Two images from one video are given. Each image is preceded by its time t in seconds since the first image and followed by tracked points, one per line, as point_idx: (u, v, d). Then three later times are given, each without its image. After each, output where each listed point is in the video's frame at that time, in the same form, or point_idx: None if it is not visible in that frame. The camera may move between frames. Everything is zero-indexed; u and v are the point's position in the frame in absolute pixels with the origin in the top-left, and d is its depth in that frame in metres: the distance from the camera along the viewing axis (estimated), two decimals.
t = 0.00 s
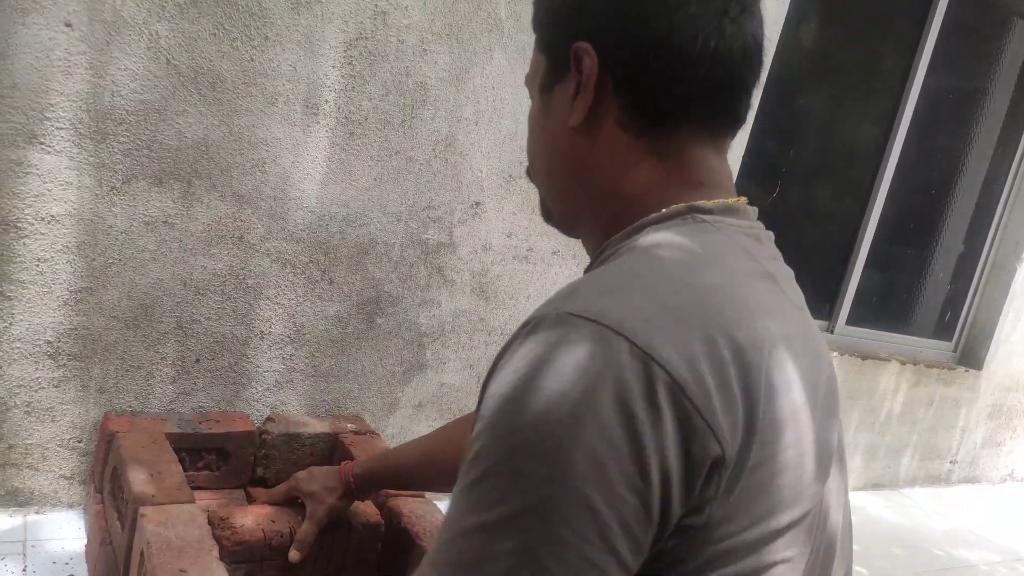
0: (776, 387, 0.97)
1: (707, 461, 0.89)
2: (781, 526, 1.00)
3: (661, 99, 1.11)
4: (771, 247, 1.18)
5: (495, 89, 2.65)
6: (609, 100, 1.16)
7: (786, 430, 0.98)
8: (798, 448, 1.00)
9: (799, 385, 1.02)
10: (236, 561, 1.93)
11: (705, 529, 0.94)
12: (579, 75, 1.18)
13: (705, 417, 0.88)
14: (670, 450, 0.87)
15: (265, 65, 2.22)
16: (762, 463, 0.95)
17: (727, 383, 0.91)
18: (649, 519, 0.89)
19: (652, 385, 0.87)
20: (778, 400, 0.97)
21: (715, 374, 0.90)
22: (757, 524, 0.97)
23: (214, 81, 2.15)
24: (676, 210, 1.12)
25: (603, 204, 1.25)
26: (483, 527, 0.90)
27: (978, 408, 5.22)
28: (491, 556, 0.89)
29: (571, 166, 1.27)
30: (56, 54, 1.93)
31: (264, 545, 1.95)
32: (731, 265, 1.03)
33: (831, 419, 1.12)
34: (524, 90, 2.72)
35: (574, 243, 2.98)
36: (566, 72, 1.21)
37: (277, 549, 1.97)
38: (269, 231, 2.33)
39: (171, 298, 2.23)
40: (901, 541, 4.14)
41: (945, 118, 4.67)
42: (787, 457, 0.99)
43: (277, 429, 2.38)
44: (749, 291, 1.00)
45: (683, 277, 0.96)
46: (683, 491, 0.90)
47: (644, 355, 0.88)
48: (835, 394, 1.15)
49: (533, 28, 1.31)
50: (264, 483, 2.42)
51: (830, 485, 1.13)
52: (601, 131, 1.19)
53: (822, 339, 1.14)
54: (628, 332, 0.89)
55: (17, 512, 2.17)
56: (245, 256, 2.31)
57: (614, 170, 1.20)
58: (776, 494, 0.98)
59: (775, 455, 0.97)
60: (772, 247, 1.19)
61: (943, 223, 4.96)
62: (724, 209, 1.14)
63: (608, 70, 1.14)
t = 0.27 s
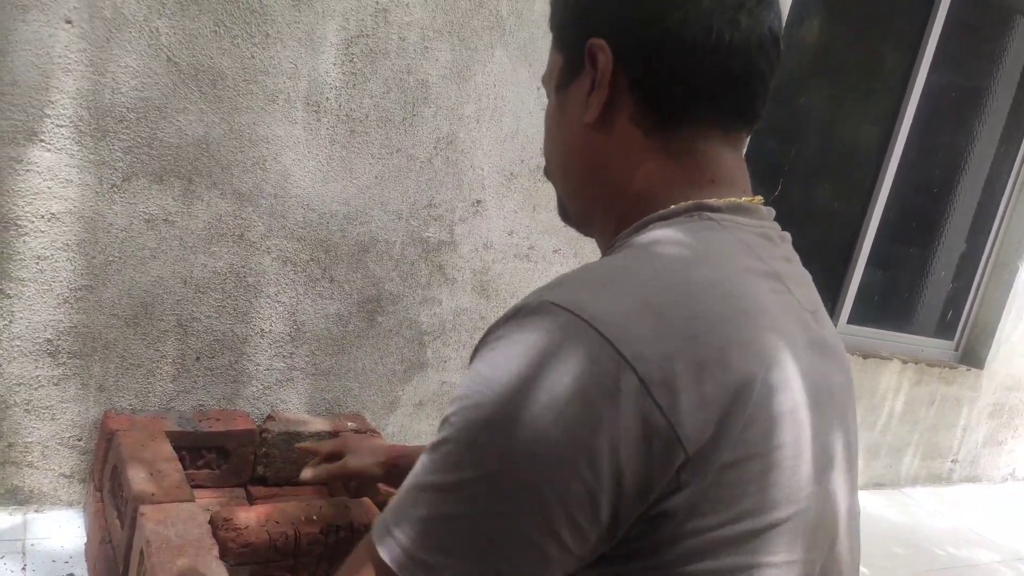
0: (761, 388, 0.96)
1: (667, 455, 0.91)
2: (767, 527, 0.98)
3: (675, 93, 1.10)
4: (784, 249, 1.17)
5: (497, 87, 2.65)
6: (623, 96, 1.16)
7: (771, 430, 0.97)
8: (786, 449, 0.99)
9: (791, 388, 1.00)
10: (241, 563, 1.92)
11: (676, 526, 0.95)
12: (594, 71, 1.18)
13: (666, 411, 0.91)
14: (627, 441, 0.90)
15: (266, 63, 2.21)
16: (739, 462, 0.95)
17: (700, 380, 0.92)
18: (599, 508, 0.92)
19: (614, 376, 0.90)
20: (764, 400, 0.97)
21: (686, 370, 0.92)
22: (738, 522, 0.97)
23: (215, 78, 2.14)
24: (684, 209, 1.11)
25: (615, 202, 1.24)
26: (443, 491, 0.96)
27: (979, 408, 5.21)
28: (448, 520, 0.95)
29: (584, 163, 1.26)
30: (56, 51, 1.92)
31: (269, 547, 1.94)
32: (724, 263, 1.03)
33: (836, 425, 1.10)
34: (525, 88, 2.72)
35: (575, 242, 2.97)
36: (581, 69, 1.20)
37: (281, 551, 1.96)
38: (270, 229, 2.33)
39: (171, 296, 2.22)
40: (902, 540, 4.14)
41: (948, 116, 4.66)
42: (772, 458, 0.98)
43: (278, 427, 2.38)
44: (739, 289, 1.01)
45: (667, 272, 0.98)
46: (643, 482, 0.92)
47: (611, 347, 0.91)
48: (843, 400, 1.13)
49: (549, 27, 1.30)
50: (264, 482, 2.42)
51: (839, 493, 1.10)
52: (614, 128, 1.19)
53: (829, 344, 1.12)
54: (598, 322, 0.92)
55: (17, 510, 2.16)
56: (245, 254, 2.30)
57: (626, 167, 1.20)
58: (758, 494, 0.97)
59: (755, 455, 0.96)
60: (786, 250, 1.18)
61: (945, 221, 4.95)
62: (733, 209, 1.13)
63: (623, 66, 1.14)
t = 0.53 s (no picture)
0: (729, 375, 0.94)
1: (616, 434, 0.91)
2: (740, 519, 0.93)
3: (670, 92, 1.10)
4: (784, 246, 1.16)
5: (499, 84, 2.65)
6: (618, 96, 1.16)
7: (740, 418, 0.94)
8: (761, 440, 0.95)
9: (766, 378, 0.97)
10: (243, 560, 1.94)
11: (625, 501, 0.94)
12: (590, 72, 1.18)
13: (618, 389, 0.90)
14: (578, 418, 0.89)
15: (268, 60, 2.21)
16: (702, 447, 0.93)
17: (658, 362, 0.91)
18: (545, 482, 0.90)
19: (569, 355, 0.89)
20: (737, 387, 0.94)
21: (642, 352, 0.91)
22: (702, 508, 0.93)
23: (217, 76, 2.14)
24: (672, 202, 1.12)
25: (611, 201, 1.24)
26: (401, 448, 0.93)
27: (984, 405, 5.20)
28: (400, 478, 0.91)
29: (582, 164, 1.25)
30: (58, 49, 1.92)
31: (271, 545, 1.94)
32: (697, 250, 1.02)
33: (824, 424, 1.05)
34: (528, 85, 2.71)
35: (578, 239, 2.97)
36: (579, 70, 1.21)
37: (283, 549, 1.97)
38: (272, 227, 2.32)
39: (174, 294, 2.22)
40: (907, 538, 4.13)
41: (952, 112, 4.64)
42: (743, 448, 0.94)
43: (281, 425, 2.39)
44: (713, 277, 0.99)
45: (637, 257, 0.97)
46: (593, 459, 0.91)
47: (570, 328, 0.90)
48: (836, 399, 1.08)
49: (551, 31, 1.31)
50: (266, 480, 2.43)
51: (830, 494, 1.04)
52: (610, 127, 1.18)
53: (820, 341, 1.08)
54: (558, 300, 0.91)
55: (21, 508, 2.16)
56: (248, 252, 2.30)
57: (622, 166, 1.19)
58: (727, 483, 0.93)
59: (722, 440, 0.93)
60: (787, 247, 1.17)
61: (949, 218, 4.93)
62: (722, 202, 1.13)
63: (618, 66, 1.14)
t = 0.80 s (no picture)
0: (687, 364, 0.93)
1: (573, 418, 0.92)
2: (704, 508, 0.93)
3: (656, 93, 1.10)
4: (774, 240, 1.14)
5: (500, 81, 2.64)
6: (608, 98, 1.16)
7: (703, 406, 0.93)
8: (727, 430, 0.94)
9: (733, 369, 0.95)
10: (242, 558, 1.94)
11: (584, 485, 0.95)
12: (581, 76, 1.19)
13: (576, 374, 0.91)
14: (536, 403, 0.90)
15: (268, 57, 2.19)
16: (663, 435, 0.93)
17: (616, 349, 0.92)
18: (507, 466, 0.90)
19: (529, 341, 0.90)
20: (702, 376, 0.94)
21: (600, 339, 0.91)
22: (665, 496, 0.93)
23: (216, 73, 2.13)
24: (653, 200, 1.12)
25: (603, 200, 1.24)
26: (375, 434, 0.93)
27: (985, 402, 5.19)
28: (373, 464, 0.91)
29: (576, 169, 1.26)
30: (56, 46, 1.91)
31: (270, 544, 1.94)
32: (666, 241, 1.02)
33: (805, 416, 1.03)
34: (529, 82, 2.71)
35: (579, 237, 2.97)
36: (572, 75, 1.22)
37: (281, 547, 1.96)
38: (271, 225, 2.31)
39: (173, 292, 2.21)
40: (908, 536, 4.13)
41: (954, 109, 4.62)
42: (708, 438, 0.93)
43: (281, 424, 2.38)
44: (681, 266, 0.99)
45: (605, 247, 0.98)
46: (551, 444, 0.92)
47: (531, 313, 0.91)
48: (821, 392, 1.06)
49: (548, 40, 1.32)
50: (266, 478, 2.41)
51: (810, 488, 1.02)
52: (602, 130, 1.19)
53: (805, 334, 1.05)
54: (521, 287, 0.92)
55: (20, 507, 2.15)
56: (247, 250, 2.29)
57: (614, 168, 1.19)
58: (690, 471, 0.93)
59: (682, 429, 0.93)
60: (778, 241, 1.15)
61: (950, 215, 4.92)
62: (705, 198, 1.11)
63: (606, 69, 1.15)
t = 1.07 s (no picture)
0: (672, 358, 0.93)
1: (560, 408, 0.91)
2: (688, 502, 0.92)
3: (646, 101, 1.11)
4: (766, 244, 1.13)
5: (496, 85, 2.65)
6: (602, 107, 1.17)
7: (688, 400, 0.93)
8: (713, 425, 0.93)
9: (720, 364, 0.94)
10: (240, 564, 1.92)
11: (570, 476, 0.94)
12: (576, 86, 1.20)
13: (561, 366, 0.91)
14: (522, 393, 0.90)
15: (265, 62, 2.19)
16: (648, 428, 0.92)
17: (600, 342, 0.92)
18: (496, 456, 0.90)
19: (514, 334, 0.90)
20: (689, 372, 0.93)
21: (585, 332, 0.91)
22: (651, 489, 0.92)
23: (213, 77, 2.12)
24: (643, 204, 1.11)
25: (598, 209, 1.24)
26: (368, 427, 0.93)
27: (982, 404, 5.20)
28: (367, 456, 0.91)
29: (571, 179, 1.26)
30: (53, 52, 1.90)
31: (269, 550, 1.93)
32: (653, 239, 1.02)
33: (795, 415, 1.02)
34: (525, 86, 2.72)
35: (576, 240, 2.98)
36: (568, 87, 1.23)
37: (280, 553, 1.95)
38: (268, 230, 2.31)
39: (171, 298, 2.21)
40: (908, 539, 4.12)
41: (950, 112, 4.64)
42: (693, 432, 0.92)
43: (278, 429, 2.37)
44: (667, 264, 0.99)
45: (591, 247, 0.99)
46: (537, 438, 0.92)
47: (517, 308, 0.91)
48: (812, 392, 1.04)
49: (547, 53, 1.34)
50: (264, 484, 2.40)
51: (800, 488, 1.01)
52: (596, 139, 1.20)
53: (796, 334, 1.04)
54: (508, 283, 0.93)
55: (17, 514, 2.14)
56: (245, 255, 2.29)
57: (608, 175, 1.19)
58: (674, 465, 0.92)
59: (666, 422, 0.92)
60: (771, 245, 1.14)
61: (946, 218, 4.93)
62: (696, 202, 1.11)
63: (599, 79, 1.16)
